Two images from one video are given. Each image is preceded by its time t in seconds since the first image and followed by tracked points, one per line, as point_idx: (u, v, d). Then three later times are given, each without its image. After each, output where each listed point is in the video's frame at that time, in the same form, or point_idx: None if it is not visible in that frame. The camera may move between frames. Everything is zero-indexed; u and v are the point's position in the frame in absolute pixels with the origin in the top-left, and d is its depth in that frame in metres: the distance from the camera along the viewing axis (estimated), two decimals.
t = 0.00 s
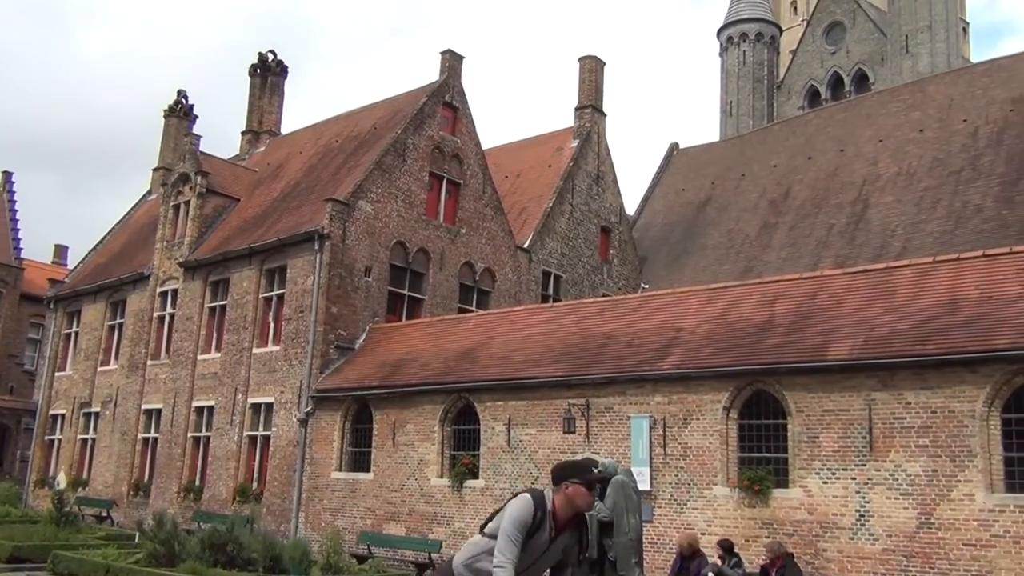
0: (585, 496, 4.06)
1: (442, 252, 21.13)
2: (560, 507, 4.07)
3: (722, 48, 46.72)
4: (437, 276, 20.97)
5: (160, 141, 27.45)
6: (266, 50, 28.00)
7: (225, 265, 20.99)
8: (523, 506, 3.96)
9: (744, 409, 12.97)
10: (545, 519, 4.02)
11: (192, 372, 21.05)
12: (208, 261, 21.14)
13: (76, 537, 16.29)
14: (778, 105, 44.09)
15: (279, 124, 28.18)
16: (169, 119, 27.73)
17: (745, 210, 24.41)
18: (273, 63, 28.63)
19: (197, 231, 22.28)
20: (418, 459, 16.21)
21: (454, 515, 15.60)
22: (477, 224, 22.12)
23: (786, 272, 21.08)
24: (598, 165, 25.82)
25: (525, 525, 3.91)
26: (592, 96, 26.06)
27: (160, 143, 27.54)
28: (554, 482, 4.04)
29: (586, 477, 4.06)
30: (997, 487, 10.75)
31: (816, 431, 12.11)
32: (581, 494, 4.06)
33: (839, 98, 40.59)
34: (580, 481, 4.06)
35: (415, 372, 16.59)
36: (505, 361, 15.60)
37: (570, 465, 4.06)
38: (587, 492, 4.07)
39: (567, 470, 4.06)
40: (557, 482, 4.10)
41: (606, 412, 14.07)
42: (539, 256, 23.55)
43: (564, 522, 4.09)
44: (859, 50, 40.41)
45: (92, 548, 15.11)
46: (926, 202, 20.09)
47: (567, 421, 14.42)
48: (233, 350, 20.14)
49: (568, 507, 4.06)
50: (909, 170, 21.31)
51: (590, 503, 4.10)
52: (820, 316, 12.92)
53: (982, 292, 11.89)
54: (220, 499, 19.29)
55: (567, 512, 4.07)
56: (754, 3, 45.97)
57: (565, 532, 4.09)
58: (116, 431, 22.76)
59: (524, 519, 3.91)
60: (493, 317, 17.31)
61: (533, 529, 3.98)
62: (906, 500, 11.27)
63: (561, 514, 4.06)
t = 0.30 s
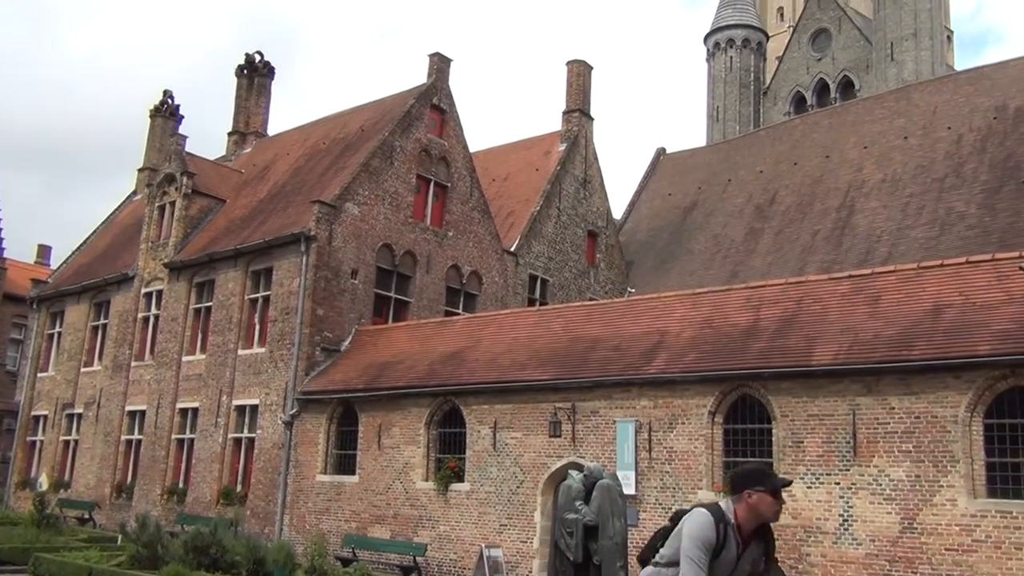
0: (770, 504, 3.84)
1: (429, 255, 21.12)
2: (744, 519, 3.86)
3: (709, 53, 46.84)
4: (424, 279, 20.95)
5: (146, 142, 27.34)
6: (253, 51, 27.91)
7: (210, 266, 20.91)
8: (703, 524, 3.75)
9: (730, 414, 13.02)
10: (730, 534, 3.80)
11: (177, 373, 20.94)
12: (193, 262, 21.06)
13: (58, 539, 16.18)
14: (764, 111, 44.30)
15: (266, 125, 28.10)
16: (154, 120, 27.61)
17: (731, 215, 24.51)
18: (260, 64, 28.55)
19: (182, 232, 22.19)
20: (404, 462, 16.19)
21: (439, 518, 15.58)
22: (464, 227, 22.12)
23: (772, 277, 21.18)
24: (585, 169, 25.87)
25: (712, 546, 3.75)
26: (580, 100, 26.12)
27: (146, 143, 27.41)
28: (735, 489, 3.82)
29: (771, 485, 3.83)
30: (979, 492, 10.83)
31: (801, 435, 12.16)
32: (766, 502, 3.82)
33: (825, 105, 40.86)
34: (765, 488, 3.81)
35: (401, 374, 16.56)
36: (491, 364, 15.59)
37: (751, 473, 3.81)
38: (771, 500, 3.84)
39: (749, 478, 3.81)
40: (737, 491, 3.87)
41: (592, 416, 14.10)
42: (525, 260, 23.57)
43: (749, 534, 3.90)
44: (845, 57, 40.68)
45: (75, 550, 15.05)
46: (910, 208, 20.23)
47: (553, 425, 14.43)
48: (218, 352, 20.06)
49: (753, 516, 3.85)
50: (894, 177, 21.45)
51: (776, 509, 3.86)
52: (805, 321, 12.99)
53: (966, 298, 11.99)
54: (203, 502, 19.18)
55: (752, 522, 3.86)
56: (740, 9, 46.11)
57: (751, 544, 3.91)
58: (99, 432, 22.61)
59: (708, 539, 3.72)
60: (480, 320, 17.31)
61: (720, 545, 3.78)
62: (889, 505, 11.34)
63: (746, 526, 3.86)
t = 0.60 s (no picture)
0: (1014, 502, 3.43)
1: (425, 258, 21.11)
2: (988, 526, 3.43)
3: (706, 59, 46.77)
4: (420, 282, 20.94)
5: (142, 144, 27.31)
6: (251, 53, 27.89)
7: (206, 269, 20.89)
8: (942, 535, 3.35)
9: (725, 419, 13.02)
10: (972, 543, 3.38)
11: (172, 376, 20.90)
12: (189, 264, 21.03)
13: (51, 541, 16.13)
14: (761, 116, 44.34)
15: (263, 128, 28.09)
16: (151, 121, 27.59)
17: (727, 220, 24.53)
18: (258, 67, 28.53)
19: (178, 234, 22.16)
20: (399, 465, 16.17)
21: (433, 522, 15.55)
22: (460, 231, 22.12)
23: (768, 282, 21.19)
24: (582, 173, 25.88)
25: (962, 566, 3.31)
26: (576, 104, 26.15)
27: (142, 145, 27.38)
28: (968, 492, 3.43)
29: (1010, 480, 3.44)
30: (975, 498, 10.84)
31: (796, 441, 12.16)
32: (1010, 500, 3.42)
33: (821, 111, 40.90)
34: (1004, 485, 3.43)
35: (396, 378, 16.54)
36: (487, 368, 15.58)
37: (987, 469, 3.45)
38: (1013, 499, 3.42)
39: (986, 474, 3.44)
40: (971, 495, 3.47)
41: (587, 420, 14.09)
42: (521, 264, 23.55)
43: (993, 541, 3.45)
44: (842, 63, 40.76)
45: (68, 552, 15.02)
46: (906, 215, 20.26)
47: (548, 429, 14.42)
48: (213, 354, 20.03)
49: (996, 522, 3.42)
50: (891, 183, 21.49)
51: (1021, 509, 3.45)
52: (801, 326, 12.99)
53: (961, 304, 12.00)
54: (198, 504, 19.12)
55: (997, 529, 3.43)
56: (738, 14, 46.10)
57: (997, 552, 3.45)
58: (94, 434, 22.56)
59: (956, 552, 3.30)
60: (476, 324, 17.31)
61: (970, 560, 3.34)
62: (884, 510, 11.34)
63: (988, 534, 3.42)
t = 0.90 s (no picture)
0: None
1: (425, 264, 21.12)
2: None
3: (707, 65, 46.78)
4: (420, 287, 20.93)
5: (144, 148, 27.34)
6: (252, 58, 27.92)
7: (206, 273, 20.90)
8: None
9: (725, 425, 13.01)
10: None
11: (172, 380, 20.90)
12: (189, 268, 21.04)
13: (50, 545, 16.12)
14: (762, 123, 44.39)
15: (264, 132, 28.11)
16: (152, 126, 27.62)
17: (728, 226, 24.53)
18: (260, 71, 28.57)
19: (178, 238, 22.17)
20: (398, 470, 16.15)
21: (432, 528, 15.53)
22: (461, 237, 22.12)
23: (768, 289, 21.19)
24: (582, 179, 25.89)
25: None
26: (577, 110, 26.18)
27: (144, 149, 27.40)
28: None
29: None
30: (975, 506, 10.82)
31: (796, 448, 12.15)
32: None
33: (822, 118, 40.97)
34: None
35: (396, 383, 16.53)
36: (487, 374, 15.57)
37: None
38: None
39: None
40: None
41: (587, 426, 14.08)
42: (522, 269, 23.55)
43: None
44: (842, 70, 40.82)
45: (67, 556, 15.00)
46: (907, 222, 20.26)
47: (548, 435, 14.41)
48: (213, 359, 20.02)
49: None
50: (891, 190, 21.50)
51: None
52: (801, 333, 12.99)
53: (962, 312, 11.99)
54: (197, 509, 19.10)
55: None
56: (739, 21, 46.15)
57: None
58: (93, 438, 22.53)
59: None
60: (476, 329, 17.31)
61: None
62: (884, 518, 11.32)
63: None
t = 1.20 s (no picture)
0: None
1: (426, 271, 21.12)
2: None
3: (707, 74, 46.81)
4: (420, 294, 20.92)
5: (145, 154, 27.37)
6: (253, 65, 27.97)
7: (206, 279, 20.90)
8: None
9: (725, 433, 12.99)
10: None
11: (171, 386, 20.89)
12: (189, 274, 21.04)
13: (48, 552, 16.07)
14: (762, 131, 44.44)
15: (265, 139, 28.15)
16: (153, 132, 27.65)
17: (728, 234, 24.54)
18: (261, 78, 28.63)
19: (179, 244, 22.18)
20: (398, 478, 16.13)
21: (432, 535, 15.50)
22: (461, 244, 22.13)
23: (768, 296, 21.18)
24: (583, 187, 25.91)
25: None
26: (578, 118, 26.23)
27: (145, 155, 27.43)
28: None
29: None
30: (975, 515, 10.81)
31: (796, 456, 12.13)
32: None
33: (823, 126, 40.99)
34: None
35: (396, 390, 16.51)
36: (487, 381, 15.56)
37: None
38: None
39: None
40: None
41: (587, 433, 14.06)
42: (522, 276, 23.55)
43: None
44: (843, 78, 40.88)
45: (65, 563, 14.94)
46: (907, 230, 20.27)
47: (548, 443, 14.39)
48: (213, 365, 20.01)
49: None
50: (891, 198, 21.51)
51: None
52: (801, 341, 12.98)
53: (962, 320, 11.99)
54: (196, 516, 19.06)
55: None
56: (739, 30, 46.21)
57: None
58: (92, 444, 22.50)
59: None
60: (476, 336, 17.31)
61: None
62: (884, 527, 11.30)
63: None
